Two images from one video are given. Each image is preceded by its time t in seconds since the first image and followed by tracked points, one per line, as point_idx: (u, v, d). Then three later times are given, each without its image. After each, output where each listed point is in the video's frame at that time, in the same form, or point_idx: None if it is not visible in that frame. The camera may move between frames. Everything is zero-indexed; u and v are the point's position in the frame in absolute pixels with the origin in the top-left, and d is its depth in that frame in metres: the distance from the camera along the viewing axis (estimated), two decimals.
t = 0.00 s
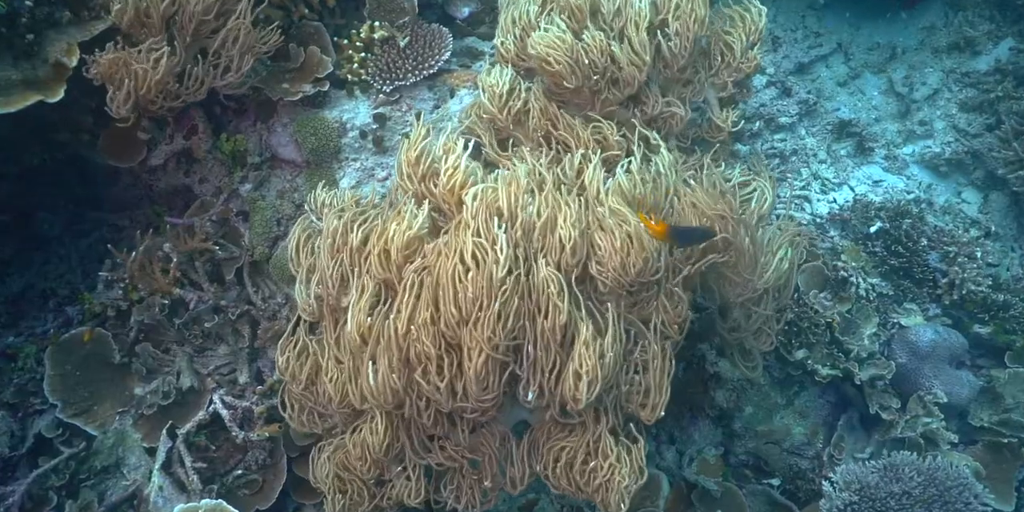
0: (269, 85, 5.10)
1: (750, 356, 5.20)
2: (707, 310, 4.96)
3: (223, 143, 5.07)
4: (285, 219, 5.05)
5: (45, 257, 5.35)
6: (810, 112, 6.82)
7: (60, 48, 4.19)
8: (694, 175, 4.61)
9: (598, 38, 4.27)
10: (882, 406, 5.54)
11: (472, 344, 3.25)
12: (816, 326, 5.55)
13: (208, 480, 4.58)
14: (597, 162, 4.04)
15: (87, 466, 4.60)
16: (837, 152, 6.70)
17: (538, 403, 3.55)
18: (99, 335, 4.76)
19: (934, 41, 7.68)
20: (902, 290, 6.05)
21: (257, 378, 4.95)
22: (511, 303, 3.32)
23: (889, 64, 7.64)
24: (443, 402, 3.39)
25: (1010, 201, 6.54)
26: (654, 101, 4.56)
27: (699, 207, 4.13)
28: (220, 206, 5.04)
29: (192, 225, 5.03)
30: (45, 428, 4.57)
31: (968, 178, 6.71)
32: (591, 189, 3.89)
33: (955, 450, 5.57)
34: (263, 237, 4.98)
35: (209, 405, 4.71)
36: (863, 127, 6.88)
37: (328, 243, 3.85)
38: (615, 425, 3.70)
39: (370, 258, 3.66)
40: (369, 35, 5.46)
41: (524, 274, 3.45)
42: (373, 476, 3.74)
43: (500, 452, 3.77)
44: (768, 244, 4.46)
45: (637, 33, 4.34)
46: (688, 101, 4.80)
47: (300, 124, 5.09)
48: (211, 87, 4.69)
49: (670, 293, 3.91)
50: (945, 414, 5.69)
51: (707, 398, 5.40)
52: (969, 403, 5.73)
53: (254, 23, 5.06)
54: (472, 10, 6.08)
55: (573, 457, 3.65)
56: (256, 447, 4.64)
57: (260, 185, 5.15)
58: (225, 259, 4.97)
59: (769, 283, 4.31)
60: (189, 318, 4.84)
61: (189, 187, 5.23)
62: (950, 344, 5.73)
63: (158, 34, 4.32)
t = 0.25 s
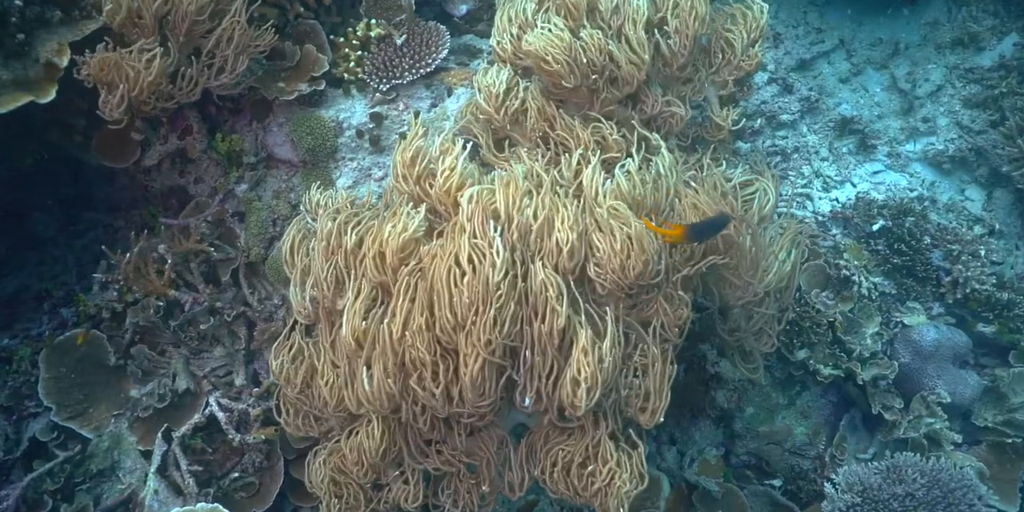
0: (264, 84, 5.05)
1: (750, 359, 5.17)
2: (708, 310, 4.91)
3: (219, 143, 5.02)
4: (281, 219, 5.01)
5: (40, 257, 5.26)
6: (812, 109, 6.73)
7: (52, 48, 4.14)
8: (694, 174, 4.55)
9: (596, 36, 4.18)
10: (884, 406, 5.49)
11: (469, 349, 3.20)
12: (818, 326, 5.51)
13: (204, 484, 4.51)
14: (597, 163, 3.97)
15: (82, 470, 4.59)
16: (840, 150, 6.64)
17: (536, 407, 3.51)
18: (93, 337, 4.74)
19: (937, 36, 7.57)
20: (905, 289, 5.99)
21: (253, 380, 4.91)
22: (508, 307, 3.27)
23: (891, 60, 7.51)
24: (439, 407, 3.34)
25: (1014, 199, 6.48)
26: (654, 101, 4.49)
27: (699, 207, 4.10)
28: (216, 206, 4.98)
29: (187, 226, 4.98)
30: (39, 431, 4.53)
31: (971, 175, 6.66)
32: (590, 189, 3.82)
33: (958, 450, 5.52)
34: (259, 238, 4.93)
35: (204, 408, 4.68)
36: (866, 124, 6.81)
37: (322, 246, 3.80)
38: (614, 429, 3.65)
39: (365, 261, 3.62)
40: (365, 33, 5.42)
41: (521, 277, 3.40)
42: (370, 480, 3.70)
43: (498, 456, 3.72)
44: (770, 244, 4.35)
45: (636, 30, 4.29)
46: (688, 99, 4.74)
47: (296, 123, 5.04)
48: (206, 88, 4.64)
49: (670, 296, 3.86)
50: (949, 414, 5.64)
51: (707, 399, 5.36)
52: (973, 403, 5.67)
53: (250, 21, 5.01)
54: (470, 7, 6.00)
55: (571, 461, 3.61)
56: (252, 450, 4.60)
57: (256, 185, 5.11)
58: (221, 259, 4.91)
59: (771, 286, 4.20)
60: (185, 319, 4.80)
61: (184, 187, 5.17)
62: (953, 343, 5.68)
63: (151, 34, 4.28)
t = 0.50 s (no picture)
0: (257, 85, 4.97)
1: (749, 362, 5.12)
2: (707, 311, 4.85)
3: (211, 144, 4.96)
4: (275, 222, 4.95)
5: (33, 261, 5.29)
6: (811, 107, 6.67)
7: (38, 49, 4.08)
8: (692, 175, 4.48)
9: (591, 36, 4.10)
10: (885, 406, 5.43)
11: (463, 357, 3.15)
12: (818, 326, 5.47)
13: (199, 490, 4.46)
14: (593, 166, 3.91)
15: (74, 476, 4.56)
16: (839, 148, 6.57)
17: (532, 413, 3.47)
18: (85, 343, 4.67)
19: (937, 33, 7.52)
20: (906, 288, 5.93)
21: (247, 384, 4.83)
22: (502, 314, 3.22)
23: (892, 57, 7.45)
24: (433, 415, 3.30)
25: (1016, 196, 6.41)
26: (651, 101, 4.42)
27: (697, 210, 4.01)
28: (209, 209, 4.93)
29: (179, 229, 4.91)
30: (30, 438, 4.49)
31: (972, 172, 6.60)
32: (587, 192, 3.78)
33: (960, 451, 5.47)
34: (253, 241, 4.89)
35: (198, 412, 4.65)
36: (865, 122, 6.75)
37: (314, 250, 3.74)
38: (612, 435, 3.60)
39: (357, 266, 3.57)
40: (359, 33, 5.37)
41: (516, 282, 3.35)
42: (365, 487, 3.66)
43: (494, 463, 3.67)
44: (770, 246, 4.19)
45: (631, 28, 4.24)
46: (686, 98, 4.69)
47: (289, 124, 4.99)
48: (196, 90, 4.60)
49: (668, 300, 3.82)
50: (950, 415, 5.59)
51: (707, 400, 5.30)
52: (974, 403, 5.61)
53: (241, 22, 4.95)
54: (466, 5, 5.94)
55: (568, 468, 3.55)
56: (247, 455, 4.55)
57: (250, 187, 5.05)
58: (214, 263, 4.85)
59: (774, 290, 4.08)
60: (178, 324, 4.75)
61: (176, 190, 5.10)
62: (954, 343, 5.62)
63: (140, 37, 4.24)
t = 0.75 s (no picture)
0: (249, 84, 4.91)
1: (749, 363, 5.00)
2: (707, 310, 4.79)
3: (203, 144, 4.89)
4: (268, 222, 4.87)
5: (24, 263, 5.21)
6: (811, 101, 6.60)
7: (25, 49, 4.03)
8: (691, 175, 4.39)
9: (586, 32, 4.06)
10: (887, 404, 5.38)
11: (456, 363, 3.10)
12: (819, 324, 5.42)
13: (193, 494, 4.44)
14: (590, 168, 3.85)
15: (67, 482, 4.52)
16: (840, 142, 6.50)
17: (528, 417, 3.42)
18: (77, 346, 4.61)
19: (938, 26, 7.45)
20: (908, 285, 5.87)
21: (242, 387, 4.79)
22: (496, 318, 3.17)
23: (892, 50, 7.37)
24: (427, 421, 3.25)
25: (1018, 191, 6.37)
26: (649, 97, 4.35)
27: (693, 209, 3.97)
28: (201, 210, 4.87)
29: (172, 231, 4.86)
30: (22, 443, 4.44)
31: (974, 166, 6.54)
32: (583, 193, 3.73)
33: (963, 449, 5.40)
34: (246, 242, 4.81)
35: (192, 416, 4.60)
36: (865, 116, 6.67)
37: (305, 253, 3.67)
38: (609, 438, 3.56)
39: (350, 269, 3.51)
40: (353, 30, 5.29)
41: (511, 285, 3.30)
42: (360, 492, 3.61)
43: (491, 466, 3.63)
44: (770, 246, 4.12)
45: (626, 24, 4.18)
46: (683, 95, 4.60)
47: (282, 123, 4.92)
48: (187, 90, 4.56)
49: (669, 303, 3.74)
50: (953, 412, 5.53)
51: (706, 399, 5.25)
52: (977, 400, 5.55)
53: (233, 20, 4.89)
54: (460, 1, 5.88)
55: (564, 472, 3.49)
56: (242, 458, 4.53)
57: (243, 187, 4.99)
58: (207, 264, 4.80)
59: (773, 290, 4.01)
60: (171, 326, 4.70)
61: (168, 190, 5.04)
62: (957, 339, 5.56)
63: (128, 37, 4.20)
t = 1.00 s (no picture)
0: (241, 86, 4.85)
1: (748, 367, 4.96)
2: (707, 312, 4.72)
3: (196, 146, 4.85)
4: (262, 225, 4.81)
5: (19, 267, 5.00)
6: (812, 98, 6.52)
7: (10, 51, 3.96)
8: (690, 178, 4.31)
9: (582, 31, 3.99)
10: (891, 406, 5.30)
11: (450, 372, 3.04)
12: (821, 325, 5.32)
13: (187, 501, 4.36)
14: (586, 171, 3.79)
15: (59, 489, 4.47)
16: (841, 140, 6.42)
17: (524, 425, 3.37)
18: (68, 351, 4.54)
19: (940, 21, 7.36)
20: (911, 285, 5.78)
21: (236, 392, 4.73)
22: (491, 325, 3.10)
23: (894, 46, 7.22)
24: (421, 431, 3.19)
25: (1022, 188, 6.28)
26: (648, 97, 4.27)
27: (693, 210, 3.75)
28: (193, 213, 4.80)
29: (164, 235, 4.79)
30: (12, 451, 4.38)
31: (978, 163, 6.45)
32: (579, 197, 3.67)
33: (968, 451, 5.33)
34: (239, 245, 4.76)
35: (186, 423, 4.55)
36: (867, 114, 6.58)
37: (296, 258, 3.61)
38: (607, 445, 3.49)
39: (341, 275, 3.45)
40: (346, 29, 5.23)
41: (506, 291, 3.23)
42: (354, 501, 3.54)
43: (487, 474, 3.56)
44: (772, 249, 4.04)
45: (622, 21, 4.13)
46: (681, 94, 4.51)
47: (276, 125, 4.88)
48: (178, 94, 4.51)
49: (670, 308, 3.67)
50: (957, 414, 5.46)
51: (707, 401, 5.18)
52: (982, 401, 5.48)
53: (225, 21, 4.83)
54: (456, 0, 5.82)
55: (561, 480, 3.42)
56: (236, 465, 4.46)
57: (236, 190, 4.93)
58: (200, 268, 4.72)
59: (774, 293, 3.93)
60: (164, 331, 4.64)
61: (161, 193, 4.95)
62: (961, 339, 5.48)
63: (116, 39, 4.17)
